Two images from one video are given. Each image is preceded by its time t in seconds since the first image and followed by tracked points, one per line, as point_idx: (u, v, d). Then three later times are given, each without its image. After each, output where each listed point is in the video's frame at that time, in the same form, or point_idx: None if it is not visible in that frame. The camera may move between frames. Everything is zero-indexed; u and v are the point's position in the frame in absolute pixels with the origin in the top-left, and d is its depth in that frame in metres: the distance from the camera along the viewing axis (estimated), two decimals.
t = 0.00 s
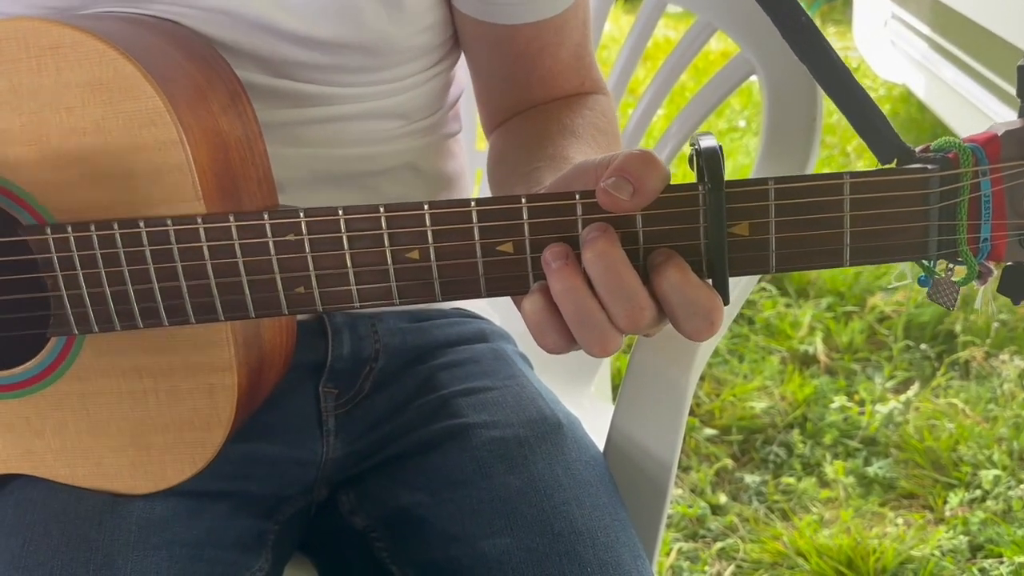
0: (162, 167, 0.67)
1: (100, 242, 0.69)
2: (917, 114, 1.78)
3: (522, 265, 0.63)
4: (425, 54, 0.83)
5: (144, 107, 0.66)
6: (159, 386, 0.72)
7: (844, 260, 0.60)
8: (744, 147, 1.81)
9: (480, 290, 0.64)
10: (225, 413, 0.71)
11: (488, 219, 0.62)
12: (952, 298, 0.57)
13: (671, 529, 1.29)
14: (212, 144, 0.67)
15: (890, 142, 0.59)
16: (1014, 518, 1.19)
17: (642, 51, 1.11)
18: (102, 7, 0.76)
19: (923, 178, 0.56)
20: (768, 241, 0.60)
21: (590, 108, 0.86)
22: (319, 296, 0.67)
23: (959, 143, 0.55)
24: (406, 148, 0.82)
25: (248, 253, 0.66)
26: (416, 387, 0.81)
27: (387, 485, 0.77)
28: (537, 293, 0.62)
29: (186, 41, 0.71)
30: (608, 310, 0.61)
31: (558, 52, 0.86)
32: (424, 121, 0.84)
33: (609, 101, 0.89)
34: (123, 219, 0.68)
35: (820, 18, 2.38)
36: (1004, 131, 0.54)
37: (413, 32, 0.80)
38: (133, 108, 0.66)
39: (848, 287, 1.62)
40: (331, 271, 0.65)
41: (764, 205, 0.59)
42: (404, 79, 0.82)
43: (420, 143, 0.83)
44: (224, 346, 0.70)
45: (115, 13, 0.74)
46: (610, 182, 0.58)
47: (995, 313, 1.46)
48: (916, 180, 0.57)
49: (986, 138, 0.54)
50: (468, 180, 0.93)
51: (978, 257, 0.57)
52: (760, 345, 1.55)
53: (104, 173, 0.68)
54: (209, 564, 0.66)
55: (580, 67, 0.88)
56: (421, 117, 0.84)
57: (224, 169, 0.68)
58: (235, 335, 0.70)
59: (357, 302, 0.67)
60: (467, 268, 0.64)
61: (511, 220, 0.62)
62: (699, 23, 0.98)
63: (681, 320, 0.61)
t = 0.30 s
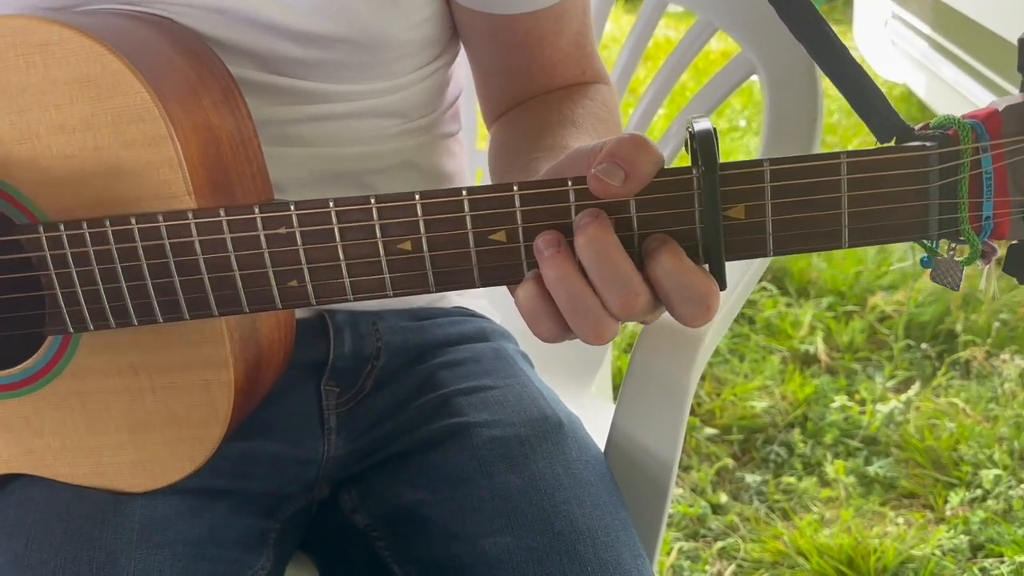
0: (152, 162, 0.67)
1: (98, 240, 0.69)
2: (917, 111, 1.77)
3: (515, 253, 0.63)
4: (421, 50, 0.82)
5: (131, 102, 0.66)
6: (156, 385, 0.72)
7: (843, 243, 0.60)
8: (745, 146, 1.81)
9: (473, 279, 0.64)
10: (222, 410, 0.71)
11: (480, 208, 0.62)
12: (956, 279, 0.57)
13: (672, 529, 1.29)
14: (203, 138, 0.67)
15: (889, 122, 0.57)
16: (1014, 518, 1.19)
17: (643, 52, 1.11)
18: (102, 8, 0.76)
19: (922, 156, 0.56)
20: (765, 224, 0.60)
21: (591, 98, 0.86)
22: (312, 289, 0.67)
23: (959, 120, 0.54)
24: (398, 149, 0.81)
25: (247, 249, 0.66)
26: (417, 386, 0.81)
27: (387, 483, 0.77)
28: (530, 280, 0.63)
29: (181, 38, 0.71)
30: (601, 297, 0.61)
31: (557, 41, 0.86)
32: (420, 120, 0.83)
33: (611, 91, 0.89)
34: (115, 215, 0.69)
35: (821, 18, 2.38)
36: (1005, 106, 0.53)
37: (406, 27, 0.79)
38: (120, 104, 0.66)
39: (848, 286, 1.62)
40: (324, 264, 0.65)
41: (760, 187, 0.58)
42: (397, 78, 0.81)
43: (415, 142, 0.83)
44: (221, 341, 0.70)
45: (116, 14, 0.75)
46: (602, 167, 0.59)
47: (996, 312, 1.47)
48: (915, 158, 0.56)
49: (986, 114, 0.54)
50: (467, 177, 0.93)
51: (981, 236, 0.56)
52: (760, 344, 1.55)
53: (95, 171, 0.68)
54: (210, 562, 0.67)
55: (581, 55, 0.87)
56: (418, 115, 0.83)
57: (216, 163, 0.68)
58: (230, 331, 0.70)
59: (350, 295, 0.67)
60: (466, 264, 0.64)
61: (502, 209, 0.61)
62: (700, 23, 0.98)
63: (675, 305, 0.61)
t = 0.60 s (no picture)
0: (143, 161, 0.67)
1: (95, 240, 0.69)
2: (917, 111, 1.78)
3: (507, 247, 0.63)
4: (420, 44, 0.82)
5: (122, 100, 0.66)
6: (150, 382, 0.72)
7: (836, 230, 0.59)
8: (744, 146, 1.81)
9: (466, 274, 0.64)
10: (217, 407, 0.71)
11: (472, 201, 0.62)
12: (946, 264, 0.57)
13: (672, 529, 1.29)
14: (194, 135, 0.67)
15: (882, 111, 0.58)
16: (1015, 518, 1.19)
17: (643, 52, 1.11)
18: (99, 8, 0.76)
19: (913, 142, 0.56)
20: (756, 212, 0.59)
21: (586, 90, 0.86)
22: (305, 288, 0.67)
23: (950, 105, 0.54)
24: (394, 146, 0.82)
25: (245, 246, 0.66)
26: (416, 386, 0.81)
27: (387, 482, 0.77)
28: (521, 276, 0.63)
29: (174, 36, 0.71)
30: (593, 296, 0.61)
31: (552, 33, 0.86)
32: (416, 117, 0.83)
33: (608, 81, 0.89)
34: (107, 213, 0.69)
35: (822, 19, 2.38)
36: (997, 91, 0.53)
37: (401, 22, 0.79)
38: (112, 102, 0.67)
39: (849, 286, 1.62)
40: (317, 260, 0.65)
41: (751, 176, 0.58)
42: (393, 74, 0.81)
43: (410, 140, 0.83)
44: (215, 337, 0.70)
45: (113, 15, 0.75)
46: (592, 154, 0.59)
47: (996, 312, 1.47)
48: (906, 144, 0.56)
49: (978, 99, 0.54)
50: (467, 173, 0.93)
51: (974, 222, 0.56)
52: (760, 344, 1.55)
53: (87, 169, 0.69)
54: (209, 561, 0.67)
55: (576, 46, 0.88)
56: (414, 111, 0.83)
57: (208, 160, 0.68)
58: (224, 327, 0.70)
59: (344, 289, 0.67)
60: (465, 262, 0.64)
61: (494, 201, 0.61)
62: (701, 23, 0.98)
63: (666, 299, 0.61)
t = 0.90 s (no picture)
0: (143, 162, 0.67)
1: (96, 241, 0.69)
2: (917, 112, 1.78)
3: (507, 247, 0.63)
4: (420, 50, 0.82)
5: (123, 101, 0.66)
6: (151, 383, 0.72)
7: (832, 228, 0.59)
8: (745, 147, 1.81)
9: (466, 273, 0.64)
10: (218, 406, 0.71)
11: (470, 201, 0.62)
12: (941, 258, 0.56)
13: (673, 529, 1.29)
14: (194, 137, 0.67)
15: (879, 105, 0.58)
16: (1015, 518, 1.19)
17: (643, 52, 1.11)
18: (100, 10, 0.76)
19: (908, 139, 0.56)
20: (754, 210, 0.59)
21: (591, 89, 0.86)
22: (305, 285, 0.67)
23: (945, 102, 0.54)
24: (393, 147, 0.81)
25: (245, 247, 0.66)
26: (417, 385, 0.81)
27: (387, 482, 0.77)
28: (518, 280, 0.63)
29: (172, 36, 0.72)
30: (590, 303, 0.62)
31: (556, 34, 0.86)
32: (415, 120, 0.83)
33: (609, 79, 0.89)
34: (108, 215, 0.69)
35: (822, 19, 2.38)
36: (992, 88, 0.53)
37: (404, 24, 0.79)
38: (114, 103, 0.67)
39: (849, 286, 1.62)
40: (317, 259, 0.65)
41: (749, 172, 0.58)
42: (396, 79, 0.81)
43: (412, 141, 0.83)
44: (216, 339, 0.70)
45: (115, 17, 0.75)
46: (590, 153, 0.59)
47: (996, 311, 1.47)
48: (901, 141, 0.56)
49: (973, 96, 0.54)
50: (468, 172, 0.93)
51: (970, 219, 0.56)
52: (760, 344, 1.55)
53: (88, 171, 0.69)
54: (209, 562, 0.66)
55: (577, 48, 0.88)
56: (413, 114, 0.83)
57: (208, 162, 0.67)
58: (224, 328, 0.70)
59: (343, 289, 0.67)
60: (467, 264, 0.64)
61: (493, 200, 0.61)
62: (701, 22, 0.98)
63: (642, 283, 0.61)
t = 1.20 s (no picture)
0: (143, 163, 0.67)
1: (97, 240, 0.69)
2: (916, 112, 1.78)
3: (510, 246, 0.63)
4: (421, 44, 0.82)
5: (125, 101, 0.66)
6: (154, 385, 0.72)
7: (834, 228, 0.59)
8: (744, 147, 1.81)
9: (470, 272, 0.64)
10: (221, 406, 0.71)
11: (474, 201, 0.62)
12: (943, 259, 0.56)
13: (671, 529, 1.29)
14: (195, 137, 0.67)
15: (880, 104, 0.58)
16: (1014, 518, 1.19)
17: (642, 52, 1.11)
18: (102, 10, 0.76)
19: (910, 140, 0.56)
20: (755, 210, 0.59)
21: (592, 87, 0.86)
22: (307, 285, 0.67)
23: (946, 103, 0.54)
24: (391, 149, 0.81)
25: (246, 246, 0.66)
26: (416, 386, 0.81)
27: (387, 483, 0.77)
28: (523, 279, 0.64)
29: (171, 38, 0.72)
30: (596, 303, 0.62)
31: (557, 29, 0.87)
32: (415, 121, 0.83)
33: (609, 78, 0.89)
34: (110, 216, 0.69)
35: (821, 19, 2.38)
36: (993, 88, 0.53)
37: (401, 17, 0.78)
38: (117, 104, 0.67)
39: (848, 286, 1.62)
40: (320, 259, 0.65)
41: (751, 173, 0.58)
42: (394, 72, 0.81)
43: (408, 145, 0.82)
44: (218, 339, 0.70)
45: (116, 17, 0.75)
46: (594, 154, 0.59)
47: (995, 312, 1.47)
48: (903, 142, 0.56)
49: (973, 97, 0.54)
50: (469, 174, 0.93)
51: (970, 218, 0.56)
52: (760, 344, 1.55)
53: (90, 169, 0.69)
54: (208, 563, 0.67)
55: (580, 41, 0.88)
56: (414, 116, 0.83)
57: (209, 161, 0.68)
58: (226, 328, 0.70)
59: (346, 289, 0.67)
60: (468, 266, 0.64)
61: (497, 201, 0.61)
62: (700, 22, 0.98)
63: (648, 281, 0.61)
